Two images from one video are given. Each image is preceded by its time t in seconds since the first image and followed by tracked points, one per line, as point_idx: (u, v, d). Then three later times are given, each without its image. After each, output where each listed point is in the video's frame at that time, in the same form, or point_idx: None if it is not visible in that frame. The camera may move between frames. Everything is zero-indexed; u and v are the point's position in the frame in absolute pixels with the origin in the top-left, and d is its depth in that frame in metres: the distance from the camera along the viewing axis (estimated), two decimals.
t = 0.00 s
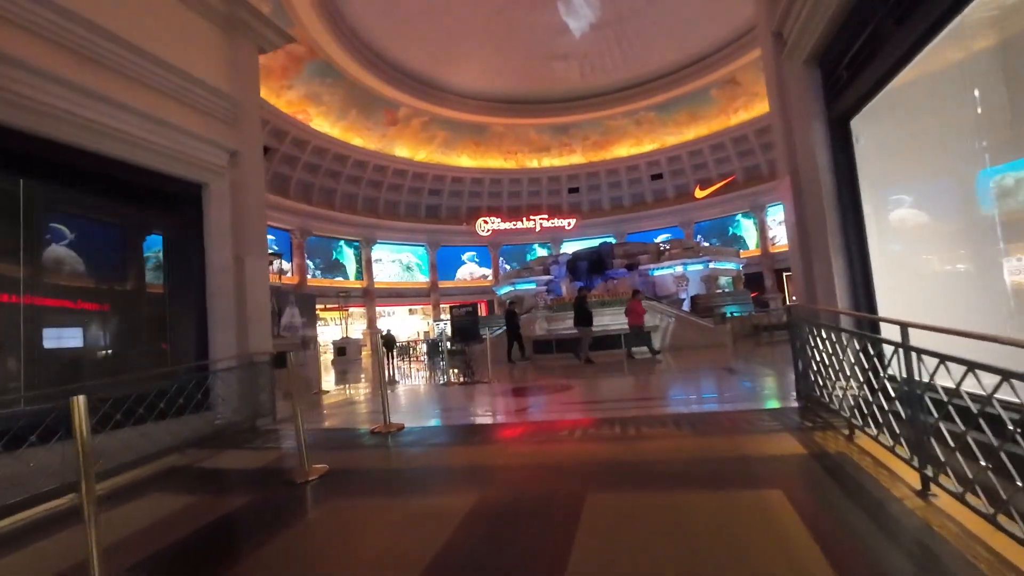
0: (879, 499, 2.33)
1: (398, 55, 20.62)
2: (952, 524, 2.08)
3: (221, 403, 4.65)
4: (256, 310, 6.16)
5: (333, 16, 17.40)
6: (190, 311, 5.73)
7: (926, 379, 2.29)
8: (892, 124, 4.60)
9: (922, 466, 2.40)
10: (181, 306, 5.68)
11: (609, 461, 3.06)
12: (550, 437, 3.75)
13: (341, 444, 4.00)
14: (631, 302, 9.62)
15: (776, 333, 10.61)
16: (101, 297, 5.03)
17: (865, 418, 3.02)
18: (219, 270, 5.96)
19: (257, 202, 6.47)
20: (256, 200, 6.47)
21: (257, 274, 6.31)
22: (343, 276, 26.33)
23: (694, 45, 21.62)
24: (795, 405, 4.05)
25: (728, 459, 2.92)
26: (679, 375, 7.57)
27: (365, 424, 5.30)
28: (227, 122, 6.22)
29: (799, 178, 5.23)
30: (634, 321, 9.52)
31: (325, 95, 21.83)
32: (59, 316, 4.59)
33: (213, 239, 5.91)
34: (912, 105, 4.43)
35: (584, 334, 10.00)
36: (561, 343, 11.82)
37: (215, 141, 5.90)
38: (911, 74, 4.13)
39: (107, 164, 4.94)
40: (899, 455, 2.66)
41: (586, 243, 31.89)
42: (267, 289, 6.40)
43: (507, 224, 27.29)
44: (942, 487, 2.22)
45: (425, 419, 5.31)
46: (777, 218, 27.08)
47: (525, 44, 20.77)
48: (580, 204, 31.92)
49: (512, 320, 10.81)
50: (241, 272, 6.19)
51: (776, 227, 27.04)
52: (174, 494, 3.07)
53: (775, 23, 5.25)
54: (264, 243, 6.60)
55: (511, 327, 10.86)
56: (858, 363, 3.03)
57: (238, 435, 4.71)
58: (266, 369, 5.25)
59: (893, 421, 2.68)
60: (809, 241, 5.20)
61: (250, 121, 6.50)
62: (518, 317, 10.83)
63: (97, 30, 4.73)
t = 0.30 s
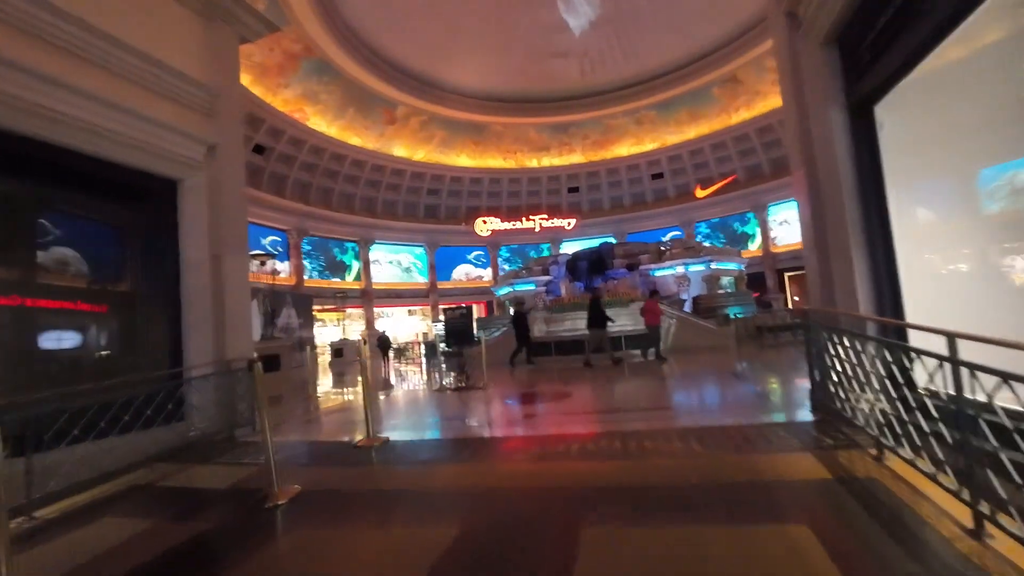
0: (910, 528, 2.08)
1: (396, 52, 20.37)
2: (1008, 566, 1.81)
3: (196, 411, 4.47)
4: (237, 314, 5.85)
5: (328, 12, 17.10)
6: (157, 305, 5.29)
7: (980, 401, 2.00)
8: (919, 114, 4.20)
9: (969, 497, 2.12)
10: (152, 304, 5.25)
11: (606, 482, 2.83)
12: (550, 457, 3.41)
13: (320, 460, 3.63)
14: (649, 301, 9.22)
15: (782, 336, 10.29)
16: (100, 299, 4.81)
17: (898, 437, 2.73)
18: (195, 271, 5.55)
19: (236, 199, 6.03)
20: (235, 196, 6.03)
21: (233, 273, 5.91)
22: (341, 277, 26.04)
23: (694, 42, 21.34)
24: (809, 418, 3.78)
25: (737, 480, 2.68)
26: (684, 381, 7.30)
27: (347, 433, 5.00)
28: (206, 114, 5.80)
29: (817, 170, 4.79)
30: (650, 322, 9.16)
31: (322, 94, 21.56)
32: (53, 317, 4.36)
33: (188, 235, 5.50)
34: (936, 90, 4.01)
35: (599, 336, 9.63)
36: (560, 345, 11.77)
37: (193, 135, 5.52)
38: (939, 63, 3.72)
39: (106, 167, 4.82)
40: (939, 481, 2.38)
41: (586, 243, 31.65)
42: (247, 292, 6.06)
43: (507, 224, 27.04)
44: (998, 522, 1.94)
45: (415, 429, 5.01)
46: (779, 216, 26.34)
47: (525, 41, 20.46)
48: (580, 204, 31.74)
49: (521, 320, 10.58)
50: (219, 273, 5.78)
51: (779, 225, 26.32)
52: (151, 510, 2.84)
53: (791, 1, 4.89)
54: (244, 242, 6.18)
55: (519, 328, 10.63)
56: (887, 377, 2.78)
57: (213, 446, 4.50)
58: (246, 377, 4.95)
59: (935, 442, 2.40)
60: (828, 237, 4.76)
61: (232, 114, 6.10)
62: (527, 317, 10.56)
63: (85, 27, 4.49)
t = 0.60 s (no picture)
0: (963, 559, 1.86)
1: (396, 50, 20.15)
2: None
3: (168, 422, 4.11)
4: (217, 320, 5.20)
5: (326, 9, 16.85)
6: (150, 305, 4.81)
7: None
8: (962, 89, 3.75)
9: None
10: (143, 302, 4.77)
11: (629, 507, 2.50)
12: (545, 474, 3.04)
13: (294, 479, 3.31)
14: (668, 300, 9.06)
15: (788, 339, 10.00)
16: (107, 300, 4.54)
17: (947, 457, 2.43)
18: (167, 274, 4.88)
19: (215, 196, 5.40)
20: (213, 193, 5.39)
21: (210, 272, 5.22)
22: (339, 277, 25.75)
23: (696, 39, 21.06)
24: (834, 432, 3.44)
25: (764, 503, 2.41)
26: (692, 386, 6.95)
27: (325, 444, 4.58)
28: (182, 105, 5.20)
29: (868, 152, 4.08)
30: (670, 322, 9.01)
31: (319, 92, 21.27)
32: (52, 319, 4.09)
33: (161, 235, 4.86)
34: (991, 65, 3.57)
35: (620, 335, 9.27)
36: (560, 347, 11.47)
37: (167, 125, 4.88)
38: (994, 35, 3.34)
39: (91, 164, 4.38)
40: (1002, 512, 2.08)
41: (587, 243, 31.41)
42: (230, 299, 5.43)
43: (507, 224, 26.78)
44: None
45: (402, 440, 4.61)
46: (783, 215, 26.06)
47: (525, 38, 20.14)
48: (580, 204, 31.58)
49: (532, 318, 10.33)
50: (195, 275, 5.09)
51: (780, 226, 26.11)
52: (122, 539, 2.51)
53: None
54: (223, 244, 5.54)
55: (529, 328, 10.46)
56: (933, 389, 2.52)
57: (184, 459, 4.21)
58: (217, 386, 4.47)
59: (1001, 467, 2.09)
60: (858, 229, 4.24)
61: (211, 103, 5.50)
62: (539, 317, 10.36)
63: (78, 23, 4.21)
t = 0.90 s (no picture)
0: None
1: (395, 49, 19.94)
2: None
3: (139, 435, 4.03)
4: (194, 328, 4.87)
5: (324, 6, 16.61)
6: (137, 307, 4.52)
7: None
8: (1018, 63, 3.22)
9: None
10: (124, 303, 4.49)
11: (649, 546, 2.17)
12: (547, 496, 2.76)
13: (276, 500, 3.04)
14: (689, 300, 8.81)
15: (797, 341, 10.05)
16: (75, 300, 4.19)
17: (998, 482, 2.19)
18: (135, 273, 4.53)
19: (195, 190, 5.09)
20: (192, 186, 5.06)
21: (186, 272, 4.90)
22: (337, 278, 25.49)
23: (698, 37, 20.81)
24: (862, 448, 3.15)
25: (796, 536, 2.15)
26: (698, 390, 6.73)
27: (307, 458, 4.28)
28: (157, 92, 4.85)
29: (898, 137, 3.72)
30: (692, 322, 8.67)
31: (317, 91, 20.93)
32: (49, 321, 3.95)
33: (129, 231, 4.54)
34: None
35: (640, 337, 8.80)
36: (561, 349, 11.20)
37: (139, 112, 4.56)
38: None
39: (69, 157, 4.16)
40: None
41: (587, 243, 31.20)
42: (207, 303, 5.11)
43: (506, 224, 26.55)
44: None
45: (392, 453, 4.27)
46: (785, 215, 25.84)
47: (526, 35, 19.94)
48: (580, 203, 31.41)
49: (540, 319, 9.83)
50: (172, 276, 4.78)
51: (782, 226, 25.90)
52: (96, 559, 2.37)
53: None
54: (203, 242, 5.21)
55: (539, 329, 9.97)
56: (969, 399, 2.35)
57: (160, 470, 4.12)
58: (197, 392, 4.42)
59: None
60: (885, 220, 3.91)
61: (189, 91, 5.17)
62: (548, 318, 9.93)
63: (69, 17, 4.04)
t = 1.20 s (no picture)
0: None
1: (393, 48, 19.75)
2: None
3: (100, 448, 4.01)
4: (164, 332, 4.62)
5: (320, 4, 16.39)
6: (116, 310, 4.33)
7: None
8: None
9: None
10: (101, 303, 4.29)
11: None
12: (545, 523, 2.53)
13: (248, 523, 2.80)
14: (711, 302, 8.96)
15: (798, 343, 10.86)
16: (38, 299, 4.01)
17: None
18: (109, 273, 4.32)
19: (167, 186, 4.86)
20: (163, 182, 4.83)
21: (157, 273, 4.64)
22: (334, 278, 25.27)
23: (699, 35, 20.60)
24: (889, 468, 2.91)
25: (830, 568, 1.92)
26: (702, 395, 6.47)
27: (290, 471, 4.03)
28: (127, 82, 4.61)
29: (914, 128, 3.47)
30: (715, 324, 8.94)
31: (313, 90, 20.65)
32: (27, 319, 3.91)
33: (96, 229, 4.28)
34: None
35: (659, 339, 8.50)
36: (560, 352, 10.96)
37: (108, 104, 4.32)
38: None
39: (25, 149, 3.90)
40: None
41: (586, 244, 31.02)
42: (181, 306, 4.87)
43: (505, 224, 26.34)
44: None
45: (382, 468, 3.96)
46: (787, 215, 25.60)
47: (525, 33, 19.74)
48: (580, 204, 31.23)
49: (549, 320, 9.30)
50: (142, 276, 4.53)
51: (784, 226, 25.67)
52: None
53: None
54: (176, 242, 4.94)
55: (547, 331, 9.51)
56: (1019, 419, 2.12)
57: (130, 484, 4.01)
58: (169, 401, 4.50)
59: None
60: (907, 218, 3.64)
61: (161, 81, 4.95)
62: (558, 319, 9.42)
63: None
